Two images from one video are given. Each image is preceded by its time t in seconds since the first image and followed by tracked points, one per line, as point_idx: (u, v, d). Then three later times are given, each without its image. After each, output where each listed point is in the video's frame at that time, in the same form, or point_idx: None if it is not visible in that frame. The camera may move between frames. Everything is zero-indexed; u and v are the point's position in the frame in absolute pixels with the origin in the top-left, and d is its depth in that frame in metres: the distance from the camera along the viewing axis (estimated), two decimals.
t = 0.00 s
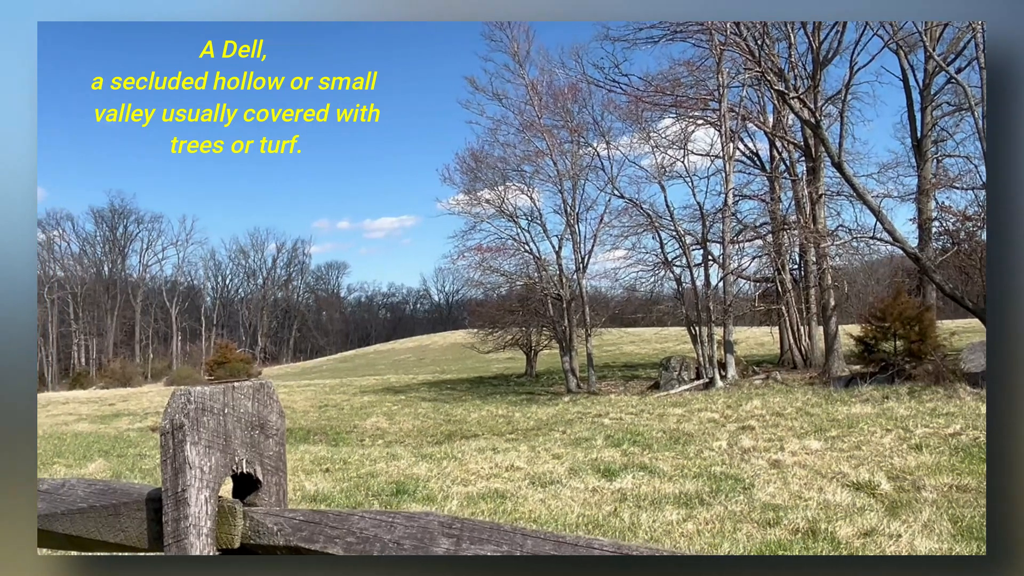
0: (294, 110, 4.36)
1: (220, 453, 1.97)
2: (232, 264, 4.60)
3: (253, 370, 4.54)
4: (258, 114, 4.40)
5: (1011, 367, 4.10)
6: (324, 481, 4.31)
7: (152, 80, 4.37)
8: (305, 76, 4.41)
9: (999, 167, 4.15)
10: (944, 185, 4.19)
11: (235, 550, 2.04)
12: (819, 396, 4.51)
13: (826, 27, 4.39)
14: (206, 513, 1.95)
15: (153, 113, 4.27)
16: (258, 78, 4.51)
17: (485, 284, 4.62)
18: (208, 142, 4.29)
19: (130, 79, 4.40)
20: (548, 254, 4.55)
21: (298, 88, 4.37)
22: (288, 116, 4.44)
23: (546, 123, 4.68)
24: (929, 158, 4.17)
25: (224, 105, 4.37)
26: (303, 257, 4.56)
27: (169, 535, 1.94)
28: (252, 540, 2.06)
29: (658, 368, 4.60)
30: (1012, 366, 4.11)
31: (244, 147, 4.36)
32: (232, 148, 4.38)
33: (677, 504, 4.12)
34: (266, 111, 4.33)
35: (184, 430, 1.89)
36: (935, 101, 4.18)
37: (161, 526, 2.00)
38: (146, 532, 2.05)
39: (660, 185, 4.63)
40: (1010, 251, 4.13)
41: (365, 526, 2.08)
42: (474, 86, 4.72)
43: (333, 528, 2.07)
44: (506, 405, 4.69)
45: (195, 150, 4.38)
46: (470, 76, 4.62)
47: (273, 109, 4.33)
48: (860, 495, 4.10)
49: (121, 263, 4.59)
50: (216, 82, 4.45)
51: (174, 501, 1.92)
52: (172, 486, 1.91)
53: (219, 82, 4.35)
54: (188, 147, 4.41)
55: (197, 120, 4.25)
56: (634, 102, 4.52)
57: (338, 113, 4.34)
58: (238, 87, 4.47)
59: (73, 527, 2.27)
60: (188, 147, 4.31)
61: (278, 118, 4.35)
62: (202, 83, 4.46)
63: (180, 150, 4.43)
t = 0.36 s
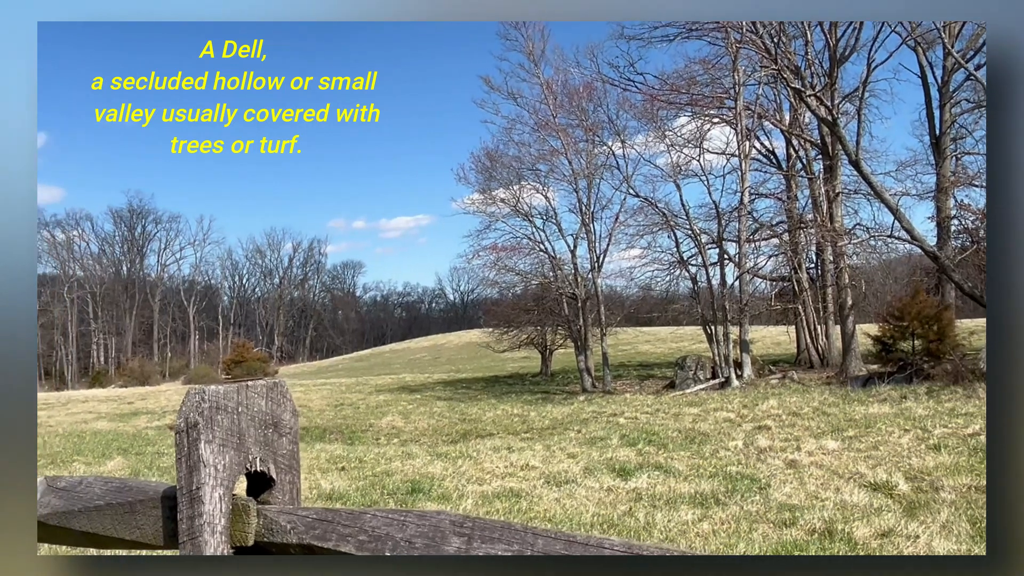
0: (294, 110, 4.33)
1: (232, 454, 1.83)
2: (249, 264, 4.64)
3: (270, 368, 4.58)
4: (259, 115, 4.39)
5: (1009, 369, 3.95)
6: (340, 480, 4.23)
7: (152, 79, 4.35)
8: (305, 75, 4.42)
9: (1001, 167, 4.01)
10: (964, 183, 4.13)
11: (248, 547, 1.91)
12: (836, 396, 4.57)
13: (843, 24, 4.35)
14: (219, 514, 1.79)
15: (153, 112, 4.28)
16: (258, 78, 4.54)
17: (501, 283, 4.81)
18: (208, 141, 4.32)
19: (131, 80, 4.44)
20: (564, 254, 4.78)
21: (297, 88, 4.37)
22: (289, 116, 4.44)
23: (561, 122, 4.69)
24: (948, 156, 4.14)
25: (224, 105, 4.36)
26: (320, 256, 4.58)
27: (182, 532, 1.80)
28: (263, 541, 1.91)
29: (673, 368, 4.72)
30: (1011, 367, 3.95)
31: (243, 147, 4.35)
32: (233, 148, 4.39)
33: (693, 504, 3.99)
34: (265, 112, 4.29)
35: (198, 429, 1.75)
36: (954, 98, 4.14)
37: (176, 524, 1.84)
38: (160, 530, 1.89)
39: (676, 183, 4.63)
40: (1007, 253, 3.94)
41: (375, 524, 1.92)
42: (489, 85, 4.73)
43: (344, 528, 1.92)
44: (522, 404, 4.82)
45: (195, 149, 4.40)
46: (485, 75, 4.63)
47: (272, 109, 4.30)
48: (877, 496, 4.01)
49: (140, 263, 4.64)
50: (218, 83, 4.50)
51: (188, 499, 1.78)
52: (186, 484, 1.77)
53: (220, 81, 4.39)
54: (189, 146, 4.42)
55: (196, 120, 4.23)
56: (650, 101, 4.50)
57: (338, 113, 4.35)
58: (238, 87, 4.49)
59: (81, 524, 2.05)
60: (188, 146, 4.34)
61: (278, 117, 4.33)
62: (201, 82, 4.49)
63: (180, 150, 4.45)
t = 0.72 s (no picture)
0: (294, 110, 4.26)
1: (259, 451, 1.74)
2: (271, 263, 4.69)
3: (291, 367, 4.62)
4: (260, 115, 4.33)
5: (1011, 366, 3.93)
6: (360, 478, 4.22)
7: (151, 79, 4.23)
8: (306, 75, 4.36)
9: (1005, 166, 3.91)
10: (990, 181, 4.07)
11: (271, 545, 1.83)
12: (858, 395, 4.59)
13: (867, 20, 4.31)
14: (244, 508, 1.71)
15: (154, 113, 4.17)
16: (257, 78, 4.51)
17: (520, 283, 4.77)
18: (210, 142, 4.36)
19: (132, 80, 4.38)
20: (583, 253, 4.72)
21: (297, 88, 4.28)
22: (290, 116, 4.41)
23: (580, 121, 4.69)
24: (973, 153, 4.09)
25: (223, 105, 4.22)
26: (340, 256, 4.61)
27: (206, 525, 1.72)
28: (286, 539, 1.82)
29: (693, 368, 4.83)
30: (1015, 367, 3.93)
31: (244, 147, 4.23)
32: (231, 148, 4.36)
33: (714, 505, 3.91)
34: (266, 111, 4.27)
35: (220, 425, 1.65)
36: (979, 95, 4.09)
37: (199, 520, 1.76)
38: (184, 527, 1.80)
39: (696, 182, 4.61)
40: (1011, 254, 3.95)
41: (397, 521, 1.78)
42: (509, 84, 4.74)
43: (366, 523, 1.80)
44: (542, 404, 4.88)
45: (196, 149, 4.33)
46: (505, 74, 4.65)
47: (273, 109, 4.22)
48: (900, 496, 3.88)
49: (162, 262, 4.70)
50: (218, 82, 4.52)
51: (211, 496, 1.69)
52: (208, 481, 1.68)
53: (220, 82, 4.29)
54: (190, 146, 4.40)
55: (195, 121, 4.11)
56: (670, 99, 4.50)
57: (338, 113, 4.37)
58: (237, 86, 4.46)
59: (105, 520, 1.90)
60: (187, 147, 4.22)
61: (278, 118, 4.22)
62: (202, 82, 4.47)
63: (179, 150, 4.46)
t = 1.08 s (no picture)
0: (294, 110, 4.28)
1: (280, 449, 1.75)
2: (289, 263, 4.73)
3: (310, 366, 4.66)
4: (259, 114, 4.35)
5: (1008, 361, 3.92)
6: (378, 477, 4.25)
7: (151, 78, 4.26)
8: (306, 75, 4.35)
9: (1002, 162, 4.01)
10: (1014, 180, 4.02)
11: (293, 543, 1.85)
12: (880, 396, 4.55)
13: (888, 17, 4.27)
14: (265, 507, 1.72)
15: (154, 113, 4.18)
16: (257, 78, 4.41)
17: (537, 282, 4.84)
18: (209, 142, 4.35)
19: (130, 80, 4.37)
20: (600, 253, 4.72)
21: (297, 88, 4.28)
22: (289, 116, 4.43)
23: (598, 120, 4.68)
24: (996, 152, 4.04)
25: (223, 106, 4.24)
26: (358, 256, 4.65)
27: (228, 522, 1.73)
28: (307, 537, 1.84)
29: (711, 368, 4.81)
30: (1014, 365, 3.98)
31: (244, 147, 4.24)
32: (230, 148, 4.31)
33: (732, 505, 3.91)
34: (266, 111, 4.29)
35: (243, 423, 1.67)
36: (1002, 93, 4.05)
37: (222, 518, 1.79)
38: (207, 525, 1.82)
39: (714, 181, 4.59)
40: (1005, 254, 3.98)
41: (418, 520, 1.80)
42: (526, 84, 4.74)
43: (388, 523, 1.81)
44: (559, 404, 4.88)
45: (196, 149, 4.34)
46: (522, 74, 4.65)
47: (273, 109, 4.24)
48: (922, 498, 3.91)
49: (182, 262, 4.76)
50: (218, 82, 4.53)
51: (233, 494, 1.70)
52: (231, 479, 1.69)
53: (219, 82, 4.28)
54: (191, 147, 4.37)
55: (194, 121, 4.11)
56: (687, 98, 4.48)
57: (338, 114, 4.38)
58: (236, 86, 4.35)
59: (127, 518, 1.92)
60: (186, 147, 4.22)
61: (278, 118, 4.24)
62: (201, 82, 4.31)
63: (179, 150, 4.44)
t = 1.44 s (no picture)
0: (294, 111, 4.34)
1: (303, 450, 1.74)
2: (308, 263, 4.77)
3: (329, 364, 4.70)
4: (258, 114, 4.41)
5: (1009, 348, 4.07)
6: (398, 476, 4.30)
7: (151, 78, 4.32)
8: (306, 75, 4.39)
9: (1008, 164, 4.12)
10: None
11: (317, 541, 1.84)
12: (901, 397, 4.43)
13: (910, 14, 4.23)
14: (288, 507, 1.72)
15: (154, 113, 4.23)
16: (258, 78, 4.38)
17: (555, 282, 4.82)
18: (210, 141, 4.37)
19: (130, 80, 4.41)
20: (619, 253, 4.70)
21: (297, 88, 4.33)
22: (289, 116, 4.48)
23: (615, 119, 4.68)
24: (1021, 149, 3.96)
25: (223, 105, 4.30)
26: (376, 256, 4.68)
27: (252, 523, 1.72)
28: (332, 536, 1.84)
29: (731, 368, 4.69)
30: (1014, 362, 4.08)
31: (244, 147, 4.29)
32: (231, 149, 4.28)
33: (752, 505, 3.92)
34: (266, 111, 4.34)
35: (267, 423, 1.67)
36: None
37: (246, 517, 1.81)
38: (231, 524, 1.85)
39: (733, 180, 4.57)
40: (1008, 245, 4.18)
41: (444, 520, 1.83)
42: (543, 84, 4.75)
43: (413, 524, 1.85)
44: (578, 404, 4.87)
45: (196, 149, 4.40)
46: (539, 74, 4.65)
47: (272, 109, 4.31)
48: (944, 500, 3.93)
49: (203, 262, 4.81)
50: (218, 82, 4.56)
51: (257, 493, 1.71)
52: (254, 478, 1.69)
53: (220, 82, 4.33)
54: (190, 147, 4.35)
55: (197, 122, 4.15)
56: (706, 97, 4.47)
57: (338, 114, 4.42)
58: (237, 86, 4.33)
59: (153, 516, 1.95)
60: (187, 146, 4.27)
61: (278, 117, 4.31)
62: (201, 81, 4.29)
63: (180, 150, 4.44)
